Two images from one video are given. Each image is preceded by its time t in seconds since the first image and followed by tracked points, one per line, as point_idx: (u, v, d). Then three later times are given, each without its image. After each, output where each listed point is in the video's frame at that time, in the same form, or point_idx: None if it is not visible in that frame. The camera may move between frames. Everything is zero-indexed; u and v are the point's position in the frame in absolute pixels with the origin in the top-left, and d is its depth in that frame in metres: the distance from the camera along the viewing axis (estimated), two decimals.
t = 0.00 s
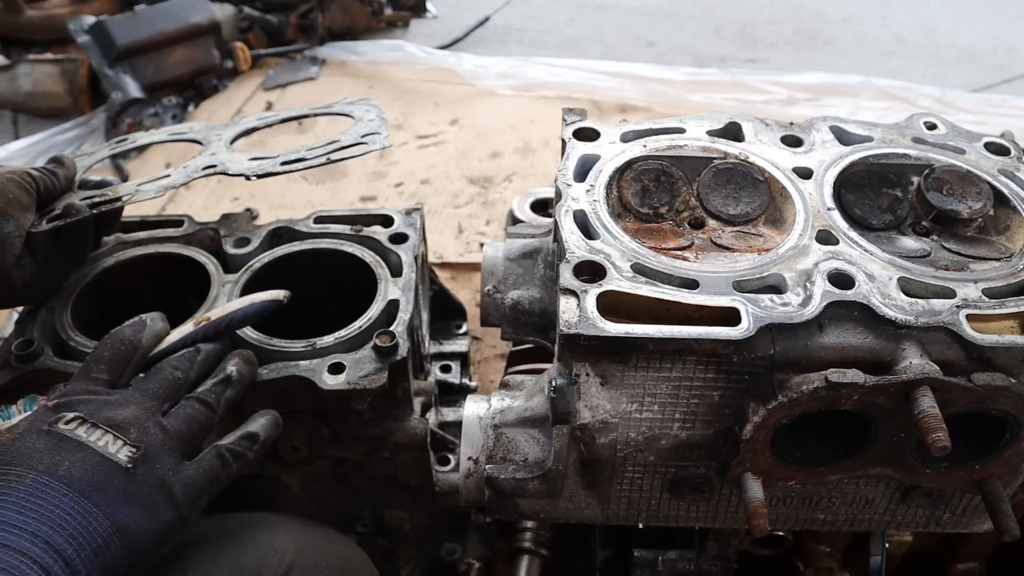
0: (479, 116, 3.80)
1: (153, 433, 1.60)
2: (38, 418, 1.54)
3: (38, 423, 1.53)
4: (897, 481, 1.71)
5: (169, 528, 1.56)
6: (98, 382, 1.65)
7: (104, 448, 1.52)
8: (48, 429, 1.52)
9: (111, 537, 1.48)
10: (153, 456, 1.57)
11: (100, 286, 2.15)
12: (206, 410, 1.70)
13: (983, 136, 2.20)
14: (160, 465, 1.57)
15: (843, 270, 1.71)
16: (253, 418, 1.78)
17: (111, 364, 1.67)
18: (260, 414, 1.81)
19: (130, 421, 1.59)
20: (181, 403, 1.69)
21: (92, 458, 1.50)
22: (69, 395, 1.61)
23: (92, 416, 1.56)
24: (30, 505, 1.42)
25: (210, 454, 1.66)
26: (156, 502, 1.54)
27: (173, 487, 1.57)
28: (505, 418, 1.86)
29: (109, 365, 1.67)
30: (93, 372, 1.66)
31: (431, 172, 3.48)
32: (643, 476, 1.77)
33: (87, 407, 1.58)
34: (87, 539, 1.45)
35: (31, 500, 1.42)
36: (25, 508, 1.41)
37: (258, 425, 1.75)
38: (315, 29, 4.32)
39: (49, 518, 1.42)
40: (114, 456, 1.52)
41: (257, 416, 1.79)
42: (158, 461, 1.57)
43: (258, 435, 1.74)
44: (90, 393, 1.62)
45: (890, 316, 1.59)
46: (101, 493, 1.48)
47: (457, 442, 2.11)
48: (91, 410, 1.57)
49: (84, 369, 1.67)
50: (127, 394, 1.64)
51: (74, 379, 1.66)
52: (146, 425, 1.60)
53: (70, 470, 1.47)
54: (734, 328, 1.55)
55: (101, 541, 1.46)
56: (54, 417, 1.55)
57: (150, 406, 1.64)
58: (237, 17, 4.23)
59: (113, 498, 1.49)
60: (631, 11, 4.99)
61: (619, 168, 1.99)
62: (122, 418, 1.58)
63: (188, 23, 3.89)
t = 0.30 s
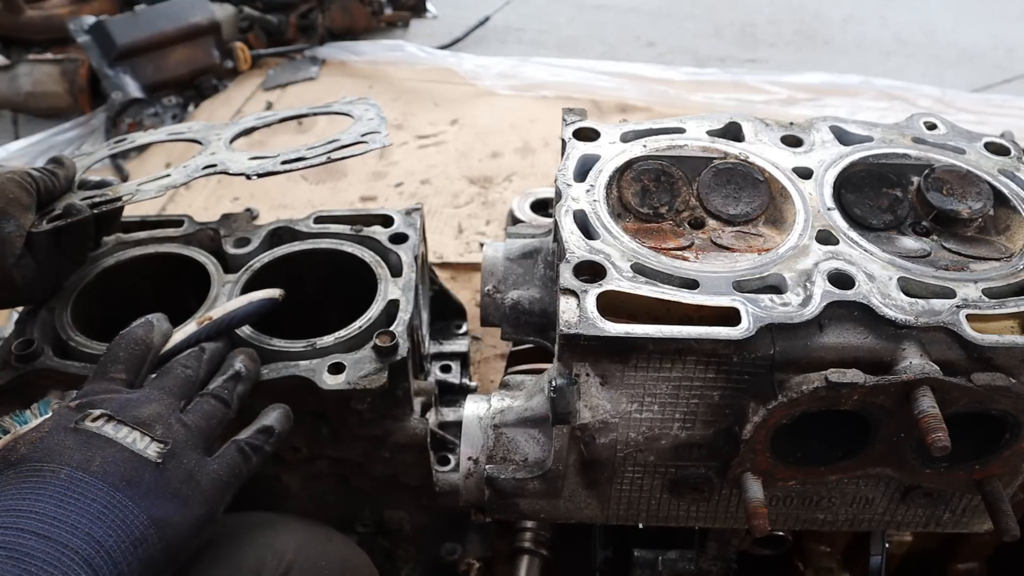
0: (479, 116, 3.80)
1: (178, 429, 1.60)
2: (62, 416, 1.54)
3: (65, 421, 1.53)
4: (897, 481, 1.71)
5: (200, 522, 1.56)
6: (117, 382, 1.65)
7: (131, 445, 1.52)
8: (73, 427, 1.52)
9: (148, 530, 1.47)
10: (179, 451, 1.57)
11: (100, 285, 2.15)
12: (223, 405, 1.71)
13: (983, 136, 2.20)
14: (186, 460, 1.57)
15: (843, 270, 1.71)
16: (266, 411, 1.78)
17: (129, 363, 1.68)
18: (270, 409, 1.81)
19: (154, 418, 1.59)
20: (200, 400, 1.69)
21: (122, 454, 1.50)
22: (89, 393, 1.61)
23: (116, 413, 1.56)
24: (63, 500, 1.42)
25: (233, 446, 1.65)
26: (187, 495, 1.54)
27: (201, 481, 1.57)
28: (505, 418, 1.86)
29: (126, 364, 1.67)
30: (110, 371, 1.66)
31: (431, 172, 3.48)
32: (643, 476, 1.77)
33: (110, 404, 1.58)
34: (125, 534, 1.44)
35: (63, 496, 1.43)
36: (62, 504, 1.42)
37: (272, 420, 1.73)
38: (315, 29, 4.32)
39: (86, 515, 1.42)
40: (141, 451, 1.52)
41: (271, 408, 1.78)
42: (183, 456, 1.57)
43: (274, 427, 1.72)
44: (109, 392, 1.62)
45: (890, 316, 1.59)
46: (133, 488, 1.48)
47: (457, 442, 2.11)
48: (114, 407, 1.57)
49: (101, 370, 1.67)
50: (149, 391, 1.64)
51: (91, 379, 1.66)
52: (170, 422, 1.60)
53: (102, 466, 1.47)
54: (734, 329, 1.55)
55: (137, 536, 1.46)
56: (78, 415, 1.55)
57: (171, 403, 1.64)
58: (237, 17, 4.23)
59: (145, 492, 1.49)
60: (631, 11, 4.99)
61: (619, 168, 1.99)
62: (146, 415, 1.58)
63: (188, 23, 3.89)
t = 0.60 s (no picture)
0: (479, 116, 3.80)
1: (258, 527, 1.61)
2: (150, 475, 1.54)
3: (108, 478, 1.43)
4: (898, 481, 1.71)
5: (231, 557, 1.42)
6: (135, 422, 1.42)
7: (205, 538, 1.51)
8: (159, 492, 1.52)
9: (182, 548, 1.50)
10: (247, 552, 1.57)
11: (101, 285, 2.16)
12: (319, 501, 1.71)
13: (983, 136, 2.20)
14: (253, 563, 1.58)
15: (842, 270, 1.71)
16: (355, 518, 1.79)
17: (245, 432, 1.66)
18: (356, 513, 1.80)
19: (241, 510, 1.59)
20: (298, 496, 1.70)
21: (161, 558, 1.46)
22: (197, 456, 1.60)
23: (203, 493, 1.56)
24: (103, 564, 1.43)
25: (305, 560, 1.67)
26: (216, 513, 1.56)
27: None
28: (505, 418, 1.86)
29: (242, 433, 1.65)
30: (224, 433, 1.64)
31: (431, 172, 3.48)
32: (643, 476, 1.77)
33: (205, 481, 1.58)
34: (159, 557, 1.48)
35: (101, 562, 1.43)
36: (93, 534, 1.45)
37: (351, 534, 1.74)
38: (315, 29, 4.32)
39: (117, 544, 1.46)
40: (209, 549, 1.51)
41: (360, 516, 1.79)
42: (254, 558, 1.59)
43: (356, 544, 1.74)
44: (216, 459, 1.62)
45: (890, 316, 1.59)
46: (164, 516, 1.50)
47: (457, 442, 2.11)
48: (208, 487, 1.57)
49: (217, 426, 1.65)
50: (248, 475, 1.65)
51: (202, 432, 1.64)
52: (252, 516, 1.60)
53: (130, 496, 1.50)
54: (734, 328, 1.55)
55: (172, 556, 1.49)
56: (169, 479, 1.54)
57: (262, 493, 1.64)
58: (237, 17, 4.23)
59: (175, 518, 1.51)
60: (631, 11, 4.99)
61: (619, 168, 1.99)
62: (230, 505, 1.58)
63: (188, 23, 3.89)
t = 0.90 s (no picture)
0: (479, 116, 3.80)
1: (209, 494, 1.43)
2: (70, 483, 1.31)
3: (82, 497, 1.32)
4: (897, 481, 1.71)
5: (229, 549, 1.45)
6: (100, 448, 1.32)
7: (152, 529, 1.36)
8: (86, 498, 1.32)
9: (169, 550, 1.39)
10: (205, 525, 1.42)
11: (101, 286, 2.16)
12: (257, 449, 1.53)
13: (983, 136, 2.20)
14: (215, 534, 1.43)
15: (842, 270, 1.71)
16: (290, 453, 1.62)
17: (168, 401, 1.42)
18: (288, 446, 1.63)
19: (185, 486, 1.40)
20: (232, 446, 1.50)
21: (111, 567, 1.37)
22: (172, 461, 1.39)
23: (138, 485, 1.35)
24: None
25: (269, 508, 1.51)
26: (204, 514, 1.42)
27: (226, 548, 1.45)
28: (505, 418, 1.86)
29: (165, 401, 1.41)
30: (144, 405, 1.39)
31: (431, 172, 3.48)
32: (643, 476, 1.77)
33: (134, 469, 1.35)
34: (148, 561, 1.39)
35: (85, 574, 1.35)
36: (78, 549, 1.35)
37: (299, 470, 1.57)
38: (315, 29, 4.32)
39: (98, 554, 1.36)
40: (162, 539, 1.37)
41: (294, 450, 1.62)
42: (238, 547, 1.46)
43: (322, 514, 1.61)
44: (140, 437, 1.37)
45: (890, 316, 1.59)
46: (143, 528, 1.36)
47: (457, 442, 2.11)
48: (139, 473, 1.35)
49: (133, 398, 1.39)
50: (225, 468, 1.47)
51: (117, 407, 1.38)
52: (198, 486, 1.42)
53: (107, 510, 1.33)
54: (734, 328, 1.55)
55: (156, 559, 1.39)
56: (91, 482, 1.32)
57: (201, 458, 1.44)
58: (237, 17, 4.24)
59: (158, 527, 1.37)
60: (631, 11, 4.99)
61: (619, 168, 1.99)
62: (174, 485, 1.38)
63: (187, 23, 3.89)
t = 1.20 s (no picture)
0: (479, 116, 3.80)
1: (224, 512, 1.40)
2: (85, 508, 1.27)
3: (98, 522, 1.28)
4: (897, 481, 1.71)
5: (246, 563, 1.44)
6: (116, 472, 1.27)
7: (169, 552, 1.34)
8: (102, 522, 1.29)
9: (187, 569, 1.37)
10: (221, 543, 1.40)
11: (100, 286, 2.16)
12: (260, 462, 1.50)
13: (983, 136, 2.20)
14: (232, 551, 1.42)
15: (842, 270, 1.71)
16: (286, 468, 1.61)
17: (179, 419, 1.37)
18: (278, 462, 1.62)
19: (200, 506, 1.37)
20: (236, 461, 1.47)
21: None
22: (186, 483, 1.36)
23: (155, 507, 1.31)
24: None
25: (282, 523, 1.50)
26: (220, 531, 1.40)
27: (243, 561, 1.44)
28: (505, 418, 1.86)
29: (175, 420, 1.36)
30: (156, 424, 1.34)
31: (431, 172, 3.48)
32: (643, 476, 1.77)
33: (150, 491, 1.31)
34: None
35: None
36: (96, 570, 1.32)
37: (305, 482, 1.57)
38: (315, 29, 4.32)
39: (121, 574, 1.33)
40: (180, 560, 1.35)
41: (288, 464, 1.61)
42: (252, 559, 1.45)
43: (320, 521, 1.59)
44: (153, 458, 1.32)
45: (890, 316, 1.59)
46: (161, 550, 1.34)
47: (457, 442, 2.11)
48: (154, 496, 1.31)
49: (144, 416, 1.33)
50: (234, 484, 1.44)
51: (128, 426, 1.32)
52: (212, 504, 1.39)
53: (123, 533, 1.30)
54: (734, 328, 1.55)
55: None
56: (105, 507, 1.28)
57: (212, 476, 1.41)
58: (237, 17, 4.24)
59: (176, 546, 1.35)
60: (631, 11, 4.99)
61: (619, 168, 1.99)
62: (190, 505, 1.35)
63: (188, 23, 3.89)
